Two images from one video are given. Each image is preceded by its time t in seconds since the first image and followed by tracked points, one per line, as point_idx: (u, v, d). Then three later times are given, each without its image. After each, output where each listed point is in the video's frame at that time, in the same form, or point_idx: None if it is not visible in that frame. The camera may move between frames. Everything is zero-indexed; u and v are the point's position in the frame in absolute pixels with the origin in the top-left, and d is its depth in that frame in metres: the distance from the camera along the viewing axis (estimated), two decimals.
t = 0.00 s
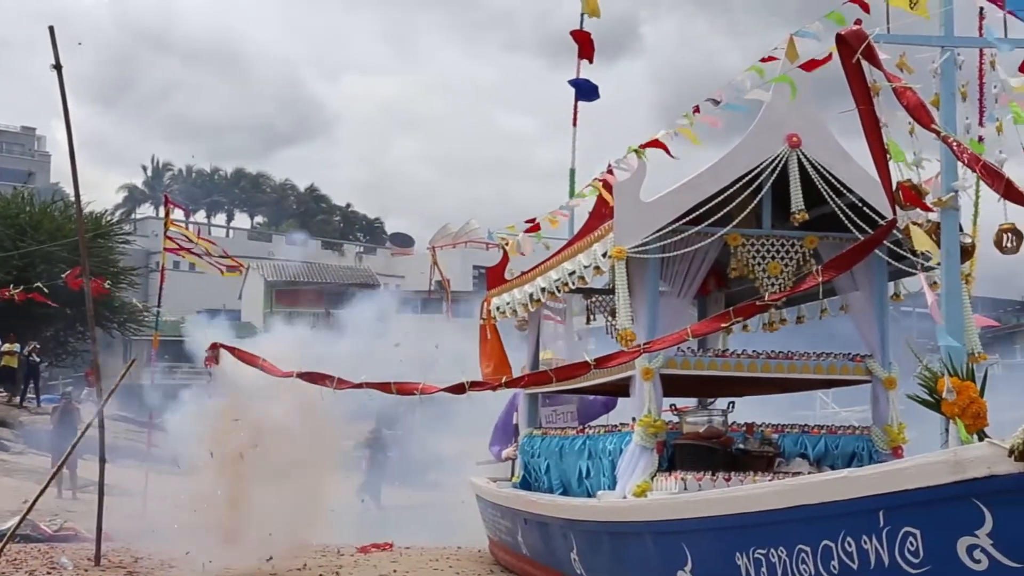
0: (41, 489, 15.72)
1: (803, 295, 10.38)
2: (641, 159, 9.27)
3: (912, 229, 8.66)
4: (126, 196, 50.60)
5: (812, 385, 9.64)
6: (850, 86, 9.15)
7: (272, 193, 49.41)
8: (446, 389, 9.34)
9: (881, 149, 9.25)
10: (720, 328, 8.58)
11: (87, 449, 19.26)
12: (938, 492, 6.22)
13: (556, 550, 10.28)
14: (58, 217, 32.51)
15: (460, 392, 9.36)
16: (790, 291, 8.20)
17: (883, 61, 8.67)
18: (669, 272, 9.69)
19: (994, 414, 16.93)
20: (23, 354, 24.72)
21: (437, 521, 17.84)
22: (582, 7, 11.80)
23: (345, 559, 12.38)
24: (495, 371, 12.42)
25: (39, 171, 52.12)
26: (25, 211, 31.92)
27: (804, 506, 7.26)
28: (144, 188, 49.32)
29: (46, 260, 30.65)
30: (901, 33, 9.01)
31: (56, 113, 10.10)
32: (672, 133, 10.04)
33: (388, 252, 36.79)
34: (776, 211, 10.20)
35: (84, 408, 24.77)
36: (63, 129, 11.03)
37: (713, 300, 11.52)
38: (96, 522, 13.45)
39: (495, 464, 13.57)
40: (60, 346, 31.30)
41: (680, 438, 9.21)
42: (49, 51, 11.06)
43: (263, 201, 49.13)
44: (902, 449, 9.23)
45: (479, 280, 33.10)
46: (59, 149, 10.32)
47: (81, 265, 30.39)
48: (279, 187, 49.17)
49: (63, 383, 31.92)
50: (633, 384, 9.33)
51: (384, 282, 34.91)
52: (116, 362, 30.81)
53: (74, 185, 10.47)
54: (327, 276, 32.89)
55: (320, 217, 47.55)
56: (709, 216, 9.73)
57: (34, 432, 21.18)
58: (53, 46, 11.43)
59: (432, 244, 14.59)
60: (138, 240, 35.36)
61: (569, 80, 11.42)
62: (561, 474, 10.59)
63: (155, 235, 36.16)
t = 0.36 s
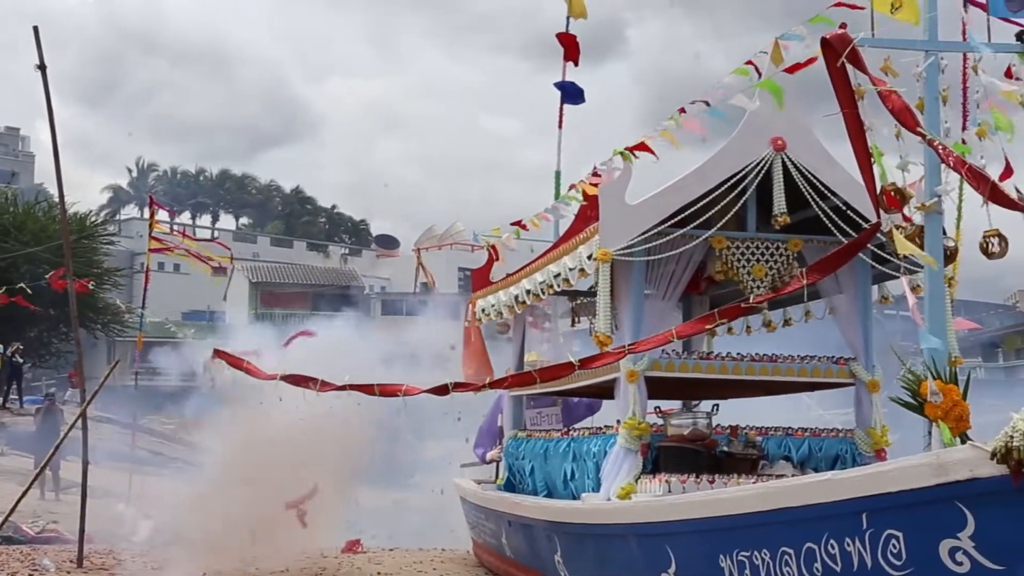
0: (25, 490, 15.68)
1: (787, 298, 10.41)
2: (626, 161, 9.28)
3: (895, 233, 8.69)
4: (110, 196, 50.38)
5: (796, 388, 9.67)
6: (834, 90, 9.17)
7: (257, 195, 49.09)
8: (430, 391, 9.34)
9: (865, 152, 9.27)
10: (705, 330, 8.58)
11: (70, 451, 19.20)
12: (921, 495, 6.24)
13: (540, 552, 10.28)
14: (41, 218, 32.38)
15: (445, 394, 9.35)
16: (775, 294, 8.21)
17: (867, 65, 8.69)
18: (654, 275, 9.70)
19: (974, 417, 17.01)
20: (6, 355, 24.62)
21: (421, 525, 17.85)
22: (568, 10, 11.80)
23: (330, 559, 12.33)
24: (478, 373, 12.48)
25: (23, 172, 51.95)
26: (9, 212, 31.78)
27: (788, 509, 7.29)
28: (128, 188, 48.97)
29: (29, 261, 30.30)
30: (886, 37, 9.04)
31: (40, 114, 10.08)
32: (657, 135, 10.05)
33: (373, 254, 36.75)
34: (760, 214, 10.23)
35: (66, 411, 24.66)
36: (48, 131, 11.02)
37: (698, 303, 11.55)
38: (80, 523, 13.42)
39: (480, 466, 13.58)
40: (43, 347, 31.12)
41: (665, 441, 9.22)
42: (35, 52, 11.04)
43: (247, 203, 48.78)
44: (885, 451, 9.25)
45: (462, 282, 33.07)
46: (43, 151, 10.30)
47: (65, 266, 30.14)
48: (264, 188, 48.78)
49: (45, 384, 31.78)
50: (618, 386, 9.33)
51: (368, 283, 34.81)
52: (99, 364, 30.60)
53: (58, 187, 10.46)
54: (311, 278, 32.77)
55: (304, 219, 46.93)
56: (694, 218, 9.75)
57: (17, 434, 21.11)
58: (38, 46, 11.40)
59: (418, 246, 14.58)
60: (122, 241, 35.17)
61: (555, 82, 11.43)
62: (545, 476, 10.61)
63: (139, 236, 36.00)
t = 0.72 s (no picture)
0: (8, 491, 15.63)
1: (772, 299, 10.44)
2: (612, 162, 9.29)
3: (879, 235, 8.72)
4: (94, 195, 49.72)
5: (781, 389, 9.70)
6: (819, 91, 9.18)
7: (242, 195, 48.06)
8: (415, 392, 9.33)
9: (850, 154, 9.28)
10: (691, 332, 8.59)
11: (53, 451, 19.13)
12: (904, 495, 6.25)
13: (524, 553, 10.29)
14: (26, 218, 32.20)
15: (430, 395, 9.35)
16: (759, 296, 8.21)
17: (852, 67, 8.68)
18: (639, 276, 9.71)
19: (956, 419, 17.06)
20: None
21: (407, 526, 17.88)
22: (554, 11, 11.79)
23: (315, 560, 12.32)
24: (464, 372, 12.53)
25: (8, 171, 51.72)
26: None
27: (772, 509, 7.30)
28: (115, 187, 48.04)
29: (14, 261, 30.10)
30: (870, 39, 9.06)
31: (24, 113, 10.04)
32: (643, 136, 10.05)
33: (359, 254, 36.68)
34: (745, 215, 10.26)
35: (49, 411, 24.56)
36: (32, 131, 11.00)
37: (683, 304, 11.58)
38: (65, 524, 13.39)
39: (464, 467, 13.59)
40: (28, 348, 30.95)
41: (650, 441, 9.23)
42: (19, 51, 11.00)
43: (232, 202, 47.70)
44: (869, 452, 9.28)
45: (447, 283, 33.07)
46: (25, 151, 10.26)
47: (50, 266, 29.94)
48: (249, 188, 47.84)
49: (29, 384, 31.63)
50: (603, 387, 9.34)
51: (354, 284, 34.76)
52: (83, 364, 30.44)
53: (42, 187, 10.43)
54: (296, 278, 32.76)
55: (290, 220, 46.50)
56: (679, 220, 9.76)
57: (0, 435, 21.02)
58: (22, 45, 11.36)
59: (403, 246, 14.56)
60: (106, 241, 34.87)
61: (542, 83, 11.43)
62: (530, 476, 10.62)
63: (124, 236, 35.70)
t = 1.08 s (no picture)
0: None
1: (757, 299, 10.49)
2: (597, 162, 9.30)
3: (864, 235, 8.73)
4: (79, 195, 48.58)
5: (765, 389, 9.72)
6: (804, 91, 9.17)
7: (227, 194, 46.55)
8: (402, 392, 9.33)
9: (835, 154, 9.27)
10: (676, 332, 8.59)
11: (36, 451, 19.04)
12: (886, 495, 6.27)
13: (508, 552, 10.31)
14: (11, 217, 32.04)
15: (416, 395, 9.35)
16: (744, 296, 8.22)
17: (836, 67, 8.67)
18: (625, 276, 9.72)
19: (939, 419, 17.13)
20: None
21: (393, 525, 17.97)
22: (541, 11, 11.79)
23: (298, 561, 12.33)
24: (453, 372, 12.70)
25: None
26: None
27: (757, 509, 7.30)
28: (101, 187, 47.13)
29: None
30: (855, 40, 9.07)
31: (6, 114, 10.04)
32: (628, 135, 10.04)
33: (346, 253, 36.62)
34: (730, 216, 10.29)
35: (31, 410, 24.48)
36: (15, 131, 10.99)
37: (667, 305, 11.64)
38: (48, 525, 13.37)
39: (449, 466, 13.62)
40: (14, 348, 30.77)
41: (635, 441, 9.24)
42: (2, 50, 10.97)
43: (217, 202, 46.12)
44: (853, 452, 9.31)
45: (433, 282, 33.11)
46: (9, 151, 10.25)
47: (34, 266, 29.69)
48: (234, 187, 46.12)
49: (13, 383, 31.49)
50: (588, 387, 9.34)
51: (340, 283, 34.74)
52: (68, 363, 30.33)
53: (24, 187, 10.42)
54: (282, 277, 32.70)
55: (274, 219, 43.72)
56: (664, 220, 9.77)
57: None
58: (5, 44, 11.33)
59: (389, 246, 14.57)
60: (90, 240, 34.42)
61: (527, 83, 11.44)
62: (515, 477, 10.64)
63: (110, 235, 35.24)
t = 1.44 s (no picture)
0: None
1: (740, 299, 10.54)
2: (581, 162, 9.30)
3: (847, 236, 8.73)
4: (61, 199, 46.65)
5: (749, 389, 9.75)
6: (788, 92, 9.14)
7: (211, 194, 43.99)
8: (385, 392, 9.32)
9: (819, 155, 9.26)
10: (659, 333, 8.57)
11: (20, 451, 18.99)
12: (868, 495, 6.27)
13: (492, 552, 10.34)
14: None
15: (400, 394, 9.35)
16: (727, 296, 8.19)
17: (819, 68, 8.61)
18: (609, 276, 9.74)
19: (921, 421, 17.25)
20: None
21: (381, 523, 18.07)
22: (526, 10, 11.81)
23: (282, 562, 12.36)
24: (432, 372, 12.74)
25: None
26: None
27: (739, 509, 7.27)
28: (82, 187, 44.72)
29: None
30: (839, 41, 9.09)
31: None
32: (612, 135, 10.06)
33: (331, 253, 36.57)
34: (714, 216, 10.32)
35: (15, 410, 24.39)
36: None
37: (652, 305, 11.71)
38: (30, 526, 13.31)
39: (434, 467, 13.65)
40: None
41: (619, 441, 9.24)
42: None
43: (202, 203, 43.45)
44: (836, 453, 9.34)
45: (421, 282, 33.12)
46: None
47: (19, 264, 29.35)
48: (219, 188, 43.74)
49: None
50: (572, 387, 9.34)
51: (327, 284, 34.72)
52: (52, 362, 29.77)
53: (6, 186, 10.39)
54: (266, 276, 32.45)
55: (260, 219, 42.48)
56: (648, 220, 9.79)
57: None
58: None
59: (375, 246, 14.59)
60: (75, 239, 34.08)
61: (512, 83, 11.48)
62: (499, 477, 10.66)
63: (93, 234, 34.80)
